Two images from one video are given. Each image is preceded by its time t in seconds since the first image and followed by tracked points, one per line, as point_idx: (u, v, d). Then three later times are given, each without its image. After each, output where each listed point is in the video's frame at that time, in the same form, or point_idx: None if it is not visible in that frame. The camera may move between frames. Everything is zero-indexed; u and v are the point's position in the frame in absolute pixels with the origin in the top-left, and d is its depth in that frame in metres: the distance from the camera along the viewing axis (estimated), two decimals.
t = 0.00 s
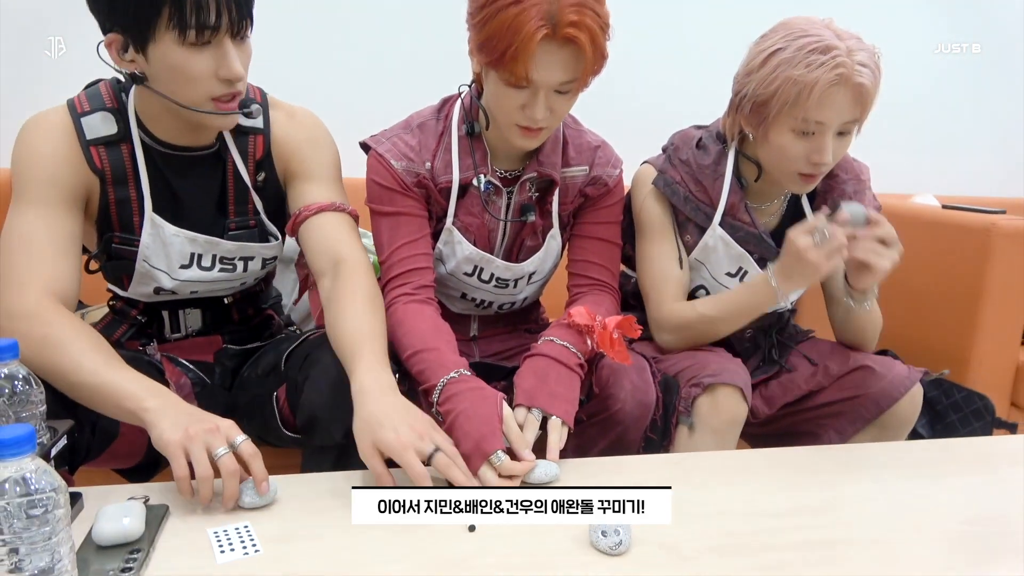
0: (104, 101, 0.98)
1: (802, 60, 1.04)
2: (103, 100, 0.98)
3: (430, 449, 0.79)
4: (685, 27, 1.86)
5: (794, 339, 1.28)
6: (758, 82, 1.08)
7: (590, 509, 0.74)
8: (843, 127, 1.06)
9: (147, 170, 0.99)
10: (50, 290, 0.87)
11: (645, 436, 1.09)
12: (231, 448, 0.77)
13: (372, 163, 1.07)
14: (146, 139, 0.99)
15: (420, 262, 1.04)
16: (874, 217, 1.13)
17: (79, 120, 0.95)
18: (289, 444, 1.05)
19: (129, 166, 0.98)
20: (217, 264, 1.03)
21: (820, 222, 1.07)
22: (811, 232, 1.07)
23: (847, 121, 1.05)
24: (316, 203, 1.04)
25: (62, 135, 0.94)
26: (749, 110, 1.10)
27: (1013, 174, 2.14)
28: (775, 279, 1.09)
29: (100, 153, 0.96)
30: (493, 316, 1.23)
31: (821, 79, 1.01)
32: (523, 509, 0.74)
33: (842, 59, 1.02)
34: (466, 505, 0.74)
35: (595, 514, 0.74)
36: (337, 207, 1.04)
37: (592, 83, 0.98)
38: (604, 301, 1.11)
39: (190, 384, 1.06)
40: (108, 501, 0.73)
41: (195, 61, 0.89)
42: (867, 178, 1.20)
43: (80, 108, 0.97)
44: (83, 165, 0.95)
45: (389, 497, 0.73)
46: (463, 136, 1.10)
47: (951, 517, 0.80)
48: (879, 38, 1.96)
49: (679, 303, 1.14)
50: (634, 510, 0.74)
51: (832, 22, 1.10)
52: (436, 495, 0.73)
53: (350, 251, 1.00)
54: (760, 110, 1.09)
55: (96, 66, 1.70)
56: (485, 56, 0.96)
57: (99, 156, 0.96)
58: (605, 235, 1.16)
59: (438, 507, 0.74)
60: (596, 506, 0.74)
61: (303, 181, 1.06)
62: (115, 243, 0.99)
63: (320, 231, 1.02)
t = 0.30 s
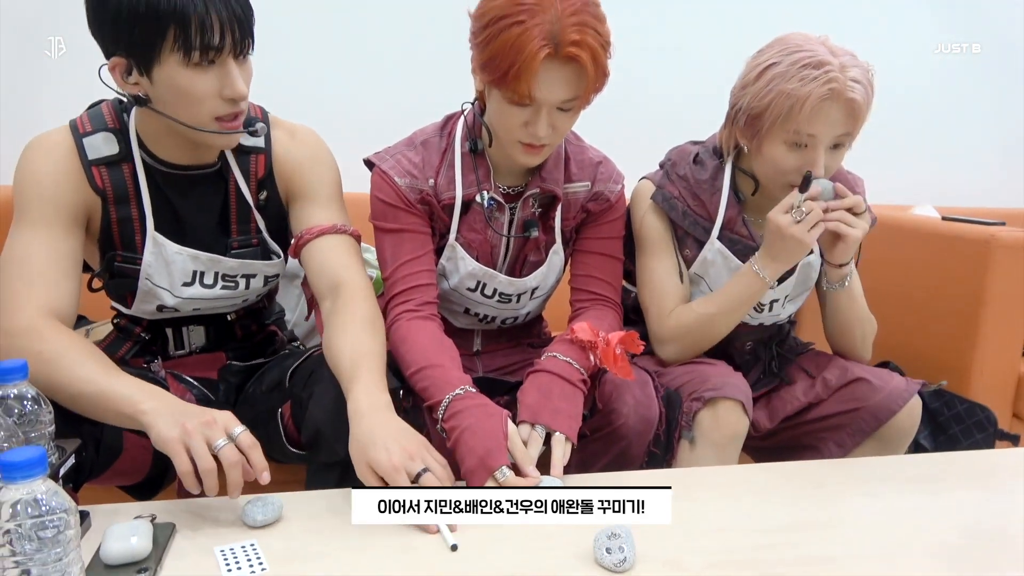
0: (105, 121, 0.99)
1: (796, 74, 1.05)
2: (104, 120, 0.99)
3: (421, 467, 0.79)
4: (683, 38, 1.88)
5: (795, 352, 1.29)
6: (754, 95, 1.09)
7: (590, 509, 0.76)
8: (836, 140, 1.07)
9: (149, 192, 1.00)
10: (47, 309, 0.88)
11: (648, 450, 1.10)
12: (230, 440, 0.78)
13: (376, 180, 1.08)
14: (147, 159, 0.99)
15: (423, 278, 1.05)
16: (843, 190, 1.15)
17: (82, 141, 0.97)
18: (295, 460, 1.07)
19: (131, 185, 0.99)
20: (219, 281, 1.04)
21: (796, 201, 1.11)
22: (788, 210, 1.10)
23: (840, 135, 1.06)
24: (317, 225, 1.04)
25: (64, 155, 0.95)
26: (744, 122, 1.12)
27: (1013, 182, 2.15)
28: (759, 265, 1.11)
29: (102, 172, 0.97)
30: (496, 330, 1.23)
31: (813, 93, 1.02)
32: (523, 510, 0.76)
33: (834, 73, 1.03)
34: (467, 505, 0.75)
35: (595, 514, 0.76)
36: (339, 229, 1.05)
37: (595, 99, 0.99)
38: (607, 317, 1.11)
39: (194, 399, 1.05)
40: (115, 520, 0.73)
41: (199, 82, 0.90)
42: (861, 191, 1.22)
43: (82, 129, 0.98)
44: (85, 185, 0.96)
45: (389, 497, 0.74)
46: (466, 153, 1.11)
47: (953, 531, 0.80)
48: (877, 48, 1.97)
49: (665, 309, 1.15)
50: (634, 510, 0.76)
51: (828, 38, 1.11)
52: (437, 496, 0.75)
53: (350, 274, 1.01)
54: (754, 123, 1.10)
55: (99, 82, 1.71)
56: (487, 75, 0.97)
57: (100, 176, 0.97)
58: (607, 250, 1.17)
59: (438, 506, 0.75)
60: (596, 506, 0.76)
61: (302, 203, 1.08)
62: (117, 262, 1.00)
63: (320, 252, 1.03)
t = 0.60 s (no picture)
0: (111, 138, 1.00)
1: (798, 88, 1.06)
2: (110, 137, 1.00)
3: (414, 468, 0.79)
4: (684, 47, 1.89)
5: (799, 364, 1.29)
6: (757, 108, 1.09)
7: (590, 509, 0.78)
8: (839, 154, 1.08)
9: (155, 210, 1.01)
10: (53, 325, 0.88)
11: (653, 462, 1.09)
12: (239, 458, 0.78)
13: (380, 194, 1.09)
14: (152, 176, 1.00)
15: (427, 292, 1.05)
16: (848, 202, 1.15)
17: (88, 158, 0.97)
18: (299, 474, 1.06)
19: (137, 201, 0.99)
20: (224, 295, 1.04)
21: (802, 214, 1.10)
22: (794, 222, 1.11)
23: (842, 149, 1.07)
24: (323, 241, 1.05)
25: (71, 173, 0.96)
26: (746, 136, 1.12)
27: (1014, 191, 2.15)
28: (763, 276, 1.12)
29: (108, 188, 0.97)
30: (500, 343, 1.23)
31: (816, 106, 1.03)
32: (523, 509, 0.78)
33: (837, 87, 1.04)
34: (466, 505, 0.77)
35: (595, 514, 0.78)
36: (344, 243, 1.05)
37: (598, 113, 1.00)
38: (611, 329, 1.11)
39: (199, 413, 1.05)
40: (121, 535, 0.73)
41: (157, 106, 0.89)
42: (864, 203, 1.23)
43: (89, 146, 0.99)
44: (91, 201, 0.97)
45: (389, 497, 0.75)
46: (470, 167, 1.11)
47: (959, 541, 0.80)
48: (877, 57, 1.98)
49: (666, 325, 1.16)
50: (634, 510, 0.78)
51: (829, 52, 1.12)
52: (437, 496, 0.75)
53: (356, 289, 1.01)
54: (757, 136, 1.10)
55: (104, 97, 1.73)
56: (492, 90, 0.98)
57: (107, 192, 0.97)
58: (610, 263, 1.17)
59: (438, 507, 0.76)
60: (596, 506, 0.78)
61: (306, 221, 1.09)
62: (123, 276, 1.01)
63: (325, 269, 1.03)
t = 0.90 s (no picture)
0: (109, 146, 0.99)
1: (801, 91, 1.05)
2: (110, 145, 1.00)
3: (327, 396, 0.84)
4: (684, 48, 1.88)
5: (805, 368, 1.28)
6: (760, 112, 1.09)
7: (590, 509, 0.80)
8: (844, 157, 1.07)
9: (154, 217, 1.01)
10: (54, 333, 0.88)
11: (659, 468, 1.08)
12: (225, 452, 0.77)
13: (382, 200, 1.08)
14: (152, 184, 1.00)
15: (430, 298, 1.05)
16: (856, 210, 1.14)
17: (86, 166, 0.97)
18: (303, 481, 1.06)
19: (136, 209, 0.99)
20: (224, 302, 1.04)
21: (809, 221, 1.08)
22: (800, 229, 1.09)
23: (847, 152, 1.06)
24: (325, 254, 1.06)
25: (72, 182, 0.96)
26: (751, 139, 1.12)
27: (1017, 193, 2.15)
28: (768, 284, 1.10)
29: (108, 196, 0.97)
30: (504, 348, 1.23)
31: (820, 109, 1.03)
32: (523, 510, 0.78)
33: (841, 90, 1.03)
34: (466, 505, 0.79)
35: (595, 514, 0.80)
36: (344, 258, 1.07)
37: (602, 117, 1.00)
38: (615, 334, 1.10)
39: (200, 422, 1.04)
40: (122, 545, 0.73)
41: (130, 110, 0.89)
42: (869, 206, 1.22)
43: (87, 153, 0.99)
44: (91, 209, 0.97)
45: (389, 498, 0.78)
46: (472, 172, 1.11)
47: (968, 546, 0.79)
48: (878, 58, 1.97)
49: (669, 333, 1.15)
50: (634, 510, 0.79)
51: (832, 55, 1.11)
52: (436, 496, 0.78)
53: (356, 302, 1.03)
54: (762, 139, 1.10)
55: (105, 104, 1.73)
56: (495, 94, 0.97)
57: (106, 200, 0.97)
58: (613, 267, 1.17)
59: (438, 507, 0.78)
60: (596, 506, 0.80)
61: (307, 227, 1.09)
62: (123, 284, 1.00)
63: (327, 281, 1.05)
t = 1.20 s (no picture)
0: (116, 155, 1.00)
1: (804, 95, 1.05)
2: (116, 154, 1.00)
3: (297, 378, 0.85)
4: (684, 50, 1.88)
5: (811, 374, 1.28)
6: (763, 117, 1.09)
7: (590, 509, 0.80)
8: (848, 161, 1.06)
9: (160, 225, 1.01)
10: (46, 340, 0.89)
11: (665, 476, 1.08)
12: (226, 419, 0.78)
13: (385, 208, 1.08)
14: (159, 192, 1.00)
15: (434, 306, 1.04)
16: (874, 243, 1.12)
17: (93, 174, 0.97)
18: (305, 489, 1.07)
19: (142, 217, 0.99)
20: (229, 311, 1.04)
21: (817, 253, 1.06)
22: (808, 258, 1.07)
23: (851, 155, 1.05)
24: (328, 270, 1.08)
25: (77, 190, 0.96)
26: (753, 145, 1.12)
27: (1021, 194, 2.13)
28: (774, 309, 1.10)
29: (113, 205, 0.97)
30: (508, 356, 1.22)
31: (823, 112, 1.02)
32: (522, 509, 0.78)
33: (843, 92, 1.03)
34: (466, 505, 0.79)
35: (595, 514, 0.80)
36: (348, 274, 1.08)
37: (607, 122, 0.99)
38: (619, 341, 1.10)
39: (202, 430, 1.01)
40: (125, 556, 0.72)
41: (148, 117, 0.89)
42: (876, 211, 1.22)
43: (94, 161, 0.99)
44: (96, 217, 0.97)
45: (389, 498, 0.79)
46: (475, 179, 1.10)
47: (976, 553, 0.78)
48: (881, 62, 1.97)
49: (683, 340, 1.13)
50: (634, 510, 0.80)
51: (835, 59, 1.11)
52: (436, 496, 0.79)
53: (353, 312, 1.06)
54: (765, 145, 1.10)
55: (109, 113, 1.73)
56: (499, 101, 0.97)
57: (112, 208, 0.97)
58: (617, 274, 1.16)
59: (438, 507, 0.80)
60: (596, 506, 0.80)
61: (312, 236, 1.08)
62: (127, 293, 1.00)
63: (329, 296, 1.06)
